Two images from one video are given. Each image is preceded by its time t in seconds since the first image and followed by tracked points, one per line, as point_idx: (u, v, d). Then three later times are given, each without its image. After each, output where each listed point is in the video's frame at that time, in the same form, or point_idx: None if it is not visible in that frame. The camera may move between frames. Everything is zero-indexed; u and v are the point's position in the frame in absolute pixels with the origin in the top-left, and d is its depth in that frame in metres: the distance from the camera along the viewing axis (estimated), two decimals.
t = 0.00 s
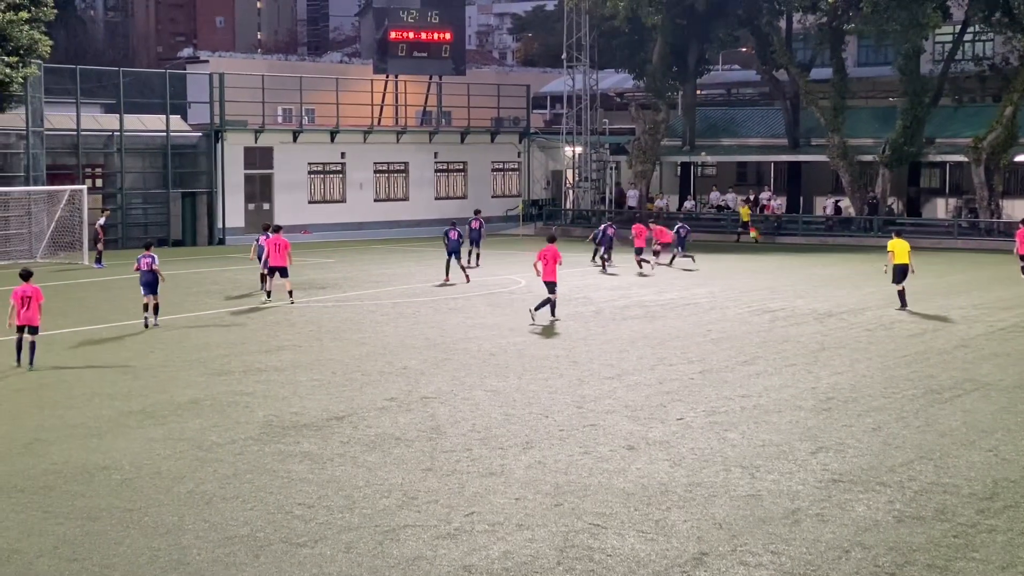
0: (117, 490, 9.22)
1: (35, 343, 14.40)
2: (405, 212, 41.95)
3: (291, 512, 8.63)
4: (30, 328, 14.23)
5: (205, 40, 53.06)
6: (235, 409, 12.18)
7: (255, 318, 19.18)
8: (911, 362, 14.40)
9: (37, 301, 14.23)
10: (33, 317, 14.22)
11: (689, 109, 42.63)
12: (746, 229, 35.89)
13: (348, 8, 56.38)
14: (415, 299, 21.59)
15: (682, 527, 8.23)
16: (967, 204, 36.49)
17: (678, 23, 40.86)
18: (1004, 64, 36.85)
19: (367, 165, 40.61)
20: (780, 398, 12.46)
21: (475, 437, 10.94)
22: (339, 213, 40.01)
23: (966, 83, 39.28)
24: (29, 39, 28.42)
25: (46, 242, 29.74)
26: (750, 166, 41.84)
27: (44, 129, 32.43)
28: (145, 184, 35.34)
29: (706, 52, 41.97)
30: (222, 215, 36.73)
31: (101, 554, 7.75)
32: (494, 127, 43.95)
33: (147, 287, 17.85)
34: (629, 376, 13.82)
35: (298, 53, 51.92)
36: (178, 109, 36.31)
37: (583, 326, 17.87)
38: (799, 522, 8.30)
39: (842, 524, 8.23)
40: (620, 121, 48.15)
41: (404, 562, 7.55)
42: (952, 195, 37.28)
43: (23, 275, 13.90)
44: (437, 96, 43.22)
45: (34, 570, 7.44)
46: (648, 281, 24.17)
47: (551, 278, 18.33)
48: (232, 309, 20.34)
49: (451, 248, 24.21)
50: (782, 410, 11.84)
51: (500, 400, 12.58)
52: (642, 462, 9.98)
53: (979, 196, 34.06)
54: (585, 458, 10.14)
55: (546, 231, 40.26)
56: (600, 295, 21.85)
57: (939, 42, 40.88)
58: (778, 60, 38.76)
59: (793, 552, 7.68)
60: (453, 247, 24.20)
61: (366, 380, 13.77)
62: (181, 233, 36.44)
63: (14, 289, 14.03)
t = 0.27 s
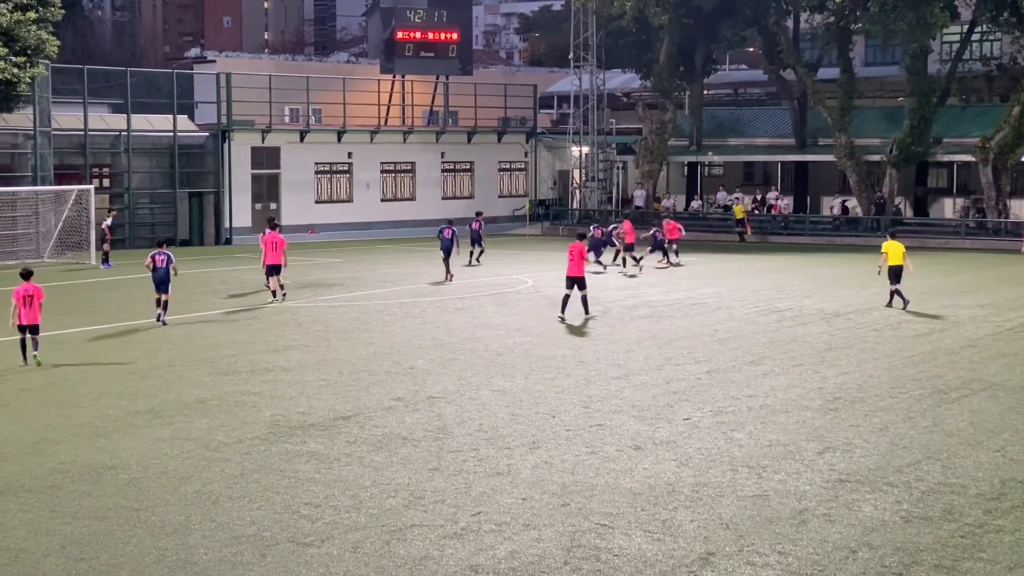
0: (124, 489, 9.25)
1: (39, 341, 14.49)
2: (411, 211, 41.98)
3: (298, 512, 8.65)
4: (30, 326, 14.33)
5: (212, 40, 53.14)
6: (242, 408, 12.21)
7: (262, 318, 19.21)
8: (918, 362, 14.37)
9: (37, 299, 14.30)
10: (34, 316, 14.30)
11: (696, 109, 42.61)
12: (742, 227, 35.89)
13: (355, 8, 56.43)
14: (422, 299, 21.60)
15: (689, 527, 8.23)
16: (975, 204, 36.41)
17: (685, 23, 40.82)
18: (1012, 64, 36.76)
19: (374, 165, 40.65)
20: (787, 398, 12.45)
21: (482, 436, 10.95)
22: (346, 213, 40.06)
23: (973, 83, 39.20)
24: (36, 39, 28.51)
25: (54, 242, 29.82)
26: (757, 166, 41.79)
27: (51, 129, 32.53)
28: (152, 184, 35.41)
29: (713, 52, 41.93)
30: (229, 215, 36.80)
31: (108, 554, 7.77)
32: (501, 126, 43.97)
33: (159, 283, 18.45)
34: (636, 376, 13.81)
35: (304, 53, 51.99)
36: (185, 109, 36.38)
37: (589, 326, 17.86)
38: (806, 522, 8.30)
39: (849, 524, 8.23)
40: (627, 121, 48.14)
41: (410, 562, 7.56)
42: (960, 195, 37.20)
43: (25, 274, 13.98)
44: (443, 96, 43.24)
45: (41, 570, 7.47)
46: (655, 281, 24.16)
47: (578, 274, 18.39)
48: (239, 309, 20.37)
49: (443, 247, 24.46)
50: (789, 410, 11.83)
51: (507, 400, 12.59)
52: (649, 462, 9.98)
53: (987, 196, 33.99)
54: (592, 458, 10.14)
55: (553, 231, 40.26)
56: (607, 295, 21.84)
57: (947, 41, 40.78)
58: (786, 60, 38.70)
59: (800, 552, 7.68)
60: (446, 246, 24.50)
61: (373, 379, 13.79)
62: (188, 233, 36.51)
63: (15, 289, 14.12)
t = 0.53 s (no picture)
0: (129, 489, 9.26)
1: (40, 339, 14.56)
2: (417, 211, 41.99)
3: (304, 511, 8.66)
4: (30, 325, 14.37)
5: (217, 40, 53.18)
6: (248, 408, 12.22)
7: (268, 318, 19.22)
8: (923, 362, 14.35)
9: (38, 297, 14.35)
10: (34, 314, 14.33)
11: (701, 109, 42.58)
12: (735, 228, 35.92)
13: (360, 8, 56.45)
14: (427, 299, 21.60)
15: (694, 527, 8.23)
16: (981, 204, 36.35)
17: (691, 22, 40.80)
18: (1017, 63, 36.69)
19: (380, 165, 40.67)
20: (792, 398, 12.44)
21: (487, 436, 10.95)
22: (351, 212, 40.09)
23: (979, 83, 39.14)
24: (42, 38, 28.55)
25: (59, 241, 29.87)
26: (762, 166, 41.75)
27: (57, 128, 32.59)
28: (157, 184, 35.45)
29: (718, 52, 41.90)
30: (235, 215, 36.84)
31: (114, 553, 7.79)
32: (506, 126, 43.98)
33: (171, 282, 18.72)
34: (641, 376, 13.80)
35: (310, 53, 52.03)
36: (191, 109, 36.40)
37: (594, 326, 17.85)
38: (812, 522, 8.30)
39: (855, 524, 8.22)
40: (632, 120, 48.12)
41: (415, 562, 7.57)
42: (966, 194, 37.13)
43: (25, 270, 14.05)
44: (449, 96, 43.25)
45: (47, 569, 7.48)
46: (661, 281, 24.16)
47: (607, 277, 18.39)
48: (244, 309, 20.39)
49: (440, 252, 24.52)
50: (794, 410, 11.82)
51: (512, 400, 12.59)
52: (654, 462, 9.97)
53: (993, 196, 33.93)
54: (597, 458, 10.14)
55: (558, 231, 40.25)
56: (612, 295, 21.83)
57: (953, 41, 40.72)
58: (791, 60, 38.66)
59: (805, 552, 7.67)
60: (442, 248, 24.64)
61: (378, 379, 13.79)
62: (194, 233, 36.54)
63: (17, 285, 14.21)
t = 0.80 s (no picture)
0: (134, 488, 9.29)
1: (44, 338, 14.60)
2: (421, 211, 42.01)
3: (308, 511, 8.68)
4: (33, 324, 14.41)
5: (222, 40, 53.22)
6: (252, 408, 12.24)
7: (273, 317, 19.23)
8: (928, 362, 14.34)
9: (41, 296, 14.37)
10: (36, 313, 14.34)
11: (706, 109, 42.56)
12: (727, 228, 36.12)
13: (365, 8, 56.47)
14: (431, 299, 21.60)
15: (698, 527, 8.24)
16: (985, 204, 36.31)
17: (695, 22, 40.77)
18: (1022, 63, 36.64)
19: (384, 165, 40.69)
20: (797, 398, 12.43)
21: (492, 437, 10.95)
22: (355, 212, 40.11)
23: (983, 83, 39.08)
24: (46, 37, 28.53)
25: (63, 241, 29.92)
26: (767, 166, 41.72)
27: (62, 128, 32.67)
28: (162, 184, 35.56)
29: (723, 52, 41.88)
30: (239, 215, 36.91)
31: (118, 553, 7.81)
32: (511, 126, 44.00)
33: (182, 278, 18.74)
34: (646, 376, 13.80)
35: (314, 53, 52.05)
36: (196, 109, 36.42)
37: (599, 326, 17.85)
38: (816, 522, 8.30)
39: (859, 525, 8.22)
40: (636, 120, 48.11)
41: (420, 563, 7.58)
42: (970, 194, 37.12)
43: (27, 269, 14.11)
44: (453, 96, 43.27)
45: (52, 569, 7.50)
46: (665, 281, 24.14)
47: (630, 276, 18.54)
48: (248, 308, 20.41)
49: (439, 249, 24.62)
50: (799, 410, 11.82)
51: (517, 400, 12.60)
52: (658, 462, 9.98)
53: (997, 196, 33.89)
54: (602, 458, 10.15)
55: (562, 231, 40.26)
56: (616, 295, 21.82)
57: (957, 41, 40.67)
58: (796, 60, 38.63)
59: (810, 553, 7.67)
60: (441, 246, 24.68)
61: (383, 379, 13.80)
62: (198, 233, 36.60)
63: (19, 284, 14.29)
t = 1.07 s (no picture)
0: (138, 488, 9.30)
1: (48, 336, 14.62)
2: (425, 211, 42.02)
3: (312, 511, 8.69)
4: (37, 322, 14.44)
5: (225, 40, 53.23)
6: (256, 408, 12.25)
7: (277, 317, 19.24)
8: (932, 362, 14.33)
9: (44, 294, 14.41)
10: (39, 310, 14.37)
11: (710, 109, 42.55)
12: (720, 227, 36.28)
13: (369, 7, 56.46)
14: (434, 299, 21.61)
15: (703, 527, 8.24)
16: (990, 204, 36.28)
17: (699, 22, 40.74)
18: None
19: (388, 165, 40.71)
20: (801, 398, 12.42)
21: (496, 436, 10.96)
22: (360, 212, 40.15)
23: (988, 83, 39.04)
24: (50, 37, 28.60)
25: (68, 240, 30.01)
26: (771, 166, 41.70)
27: (66, 129, 32.73)
28: (166, 183, 35.52)
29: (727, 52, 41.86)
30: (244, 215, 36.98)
31: (122, 553, 7.82)
32: (515, 126, 44.02)
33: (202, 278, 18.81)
34: (649, 376, 13.80)
35: (318, 53, 52.07)
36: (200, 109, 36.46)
37: (603, 327, 17.83)
38: (820, 522, 8.30)
39: (863, 525, 8.22)
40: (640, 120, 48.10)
41: (424, 562, 7.59)
42: (975, 194, 37.09)
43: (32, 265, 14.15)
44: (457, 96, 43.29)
45: (56, 569, 7.52)
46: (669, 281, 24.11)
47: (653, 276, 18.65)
48: (252, 308, 20.43)
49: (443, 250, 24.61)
50: (803, 410, 11.81)
51: (520, 400, 12.61)
52: (663, 463, 9.98)
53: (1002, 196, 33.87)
54: (606, 458, 10.16)
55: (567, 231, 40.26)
56: (620, 295, 21.80)
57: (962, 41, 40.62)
58: (800, 59, 38.59)
59: (814, 553, 7.67)
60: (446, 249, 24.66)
61: (387, 379, 13.81)
62: (203, 233, 36.60)
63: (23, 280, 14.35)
